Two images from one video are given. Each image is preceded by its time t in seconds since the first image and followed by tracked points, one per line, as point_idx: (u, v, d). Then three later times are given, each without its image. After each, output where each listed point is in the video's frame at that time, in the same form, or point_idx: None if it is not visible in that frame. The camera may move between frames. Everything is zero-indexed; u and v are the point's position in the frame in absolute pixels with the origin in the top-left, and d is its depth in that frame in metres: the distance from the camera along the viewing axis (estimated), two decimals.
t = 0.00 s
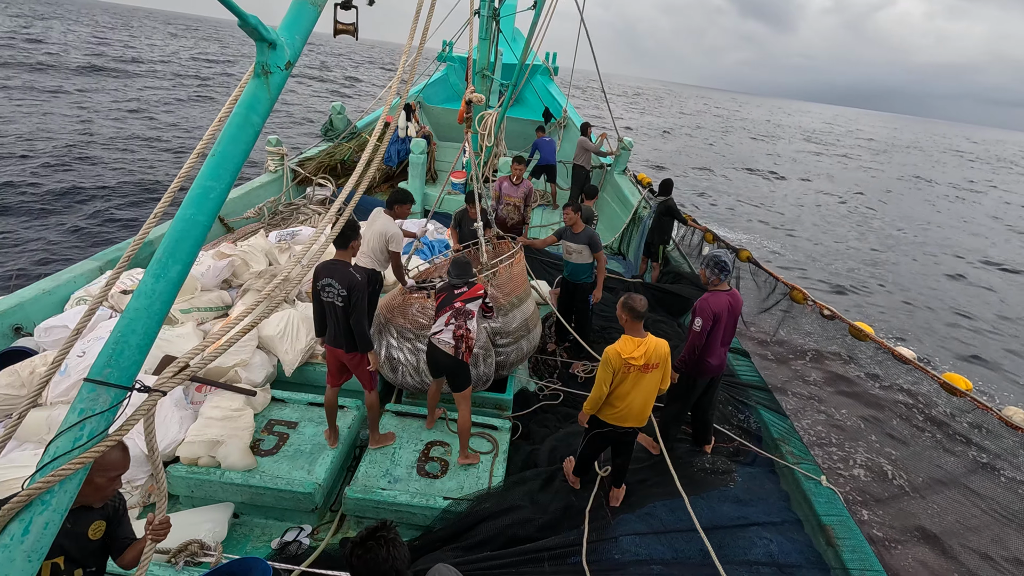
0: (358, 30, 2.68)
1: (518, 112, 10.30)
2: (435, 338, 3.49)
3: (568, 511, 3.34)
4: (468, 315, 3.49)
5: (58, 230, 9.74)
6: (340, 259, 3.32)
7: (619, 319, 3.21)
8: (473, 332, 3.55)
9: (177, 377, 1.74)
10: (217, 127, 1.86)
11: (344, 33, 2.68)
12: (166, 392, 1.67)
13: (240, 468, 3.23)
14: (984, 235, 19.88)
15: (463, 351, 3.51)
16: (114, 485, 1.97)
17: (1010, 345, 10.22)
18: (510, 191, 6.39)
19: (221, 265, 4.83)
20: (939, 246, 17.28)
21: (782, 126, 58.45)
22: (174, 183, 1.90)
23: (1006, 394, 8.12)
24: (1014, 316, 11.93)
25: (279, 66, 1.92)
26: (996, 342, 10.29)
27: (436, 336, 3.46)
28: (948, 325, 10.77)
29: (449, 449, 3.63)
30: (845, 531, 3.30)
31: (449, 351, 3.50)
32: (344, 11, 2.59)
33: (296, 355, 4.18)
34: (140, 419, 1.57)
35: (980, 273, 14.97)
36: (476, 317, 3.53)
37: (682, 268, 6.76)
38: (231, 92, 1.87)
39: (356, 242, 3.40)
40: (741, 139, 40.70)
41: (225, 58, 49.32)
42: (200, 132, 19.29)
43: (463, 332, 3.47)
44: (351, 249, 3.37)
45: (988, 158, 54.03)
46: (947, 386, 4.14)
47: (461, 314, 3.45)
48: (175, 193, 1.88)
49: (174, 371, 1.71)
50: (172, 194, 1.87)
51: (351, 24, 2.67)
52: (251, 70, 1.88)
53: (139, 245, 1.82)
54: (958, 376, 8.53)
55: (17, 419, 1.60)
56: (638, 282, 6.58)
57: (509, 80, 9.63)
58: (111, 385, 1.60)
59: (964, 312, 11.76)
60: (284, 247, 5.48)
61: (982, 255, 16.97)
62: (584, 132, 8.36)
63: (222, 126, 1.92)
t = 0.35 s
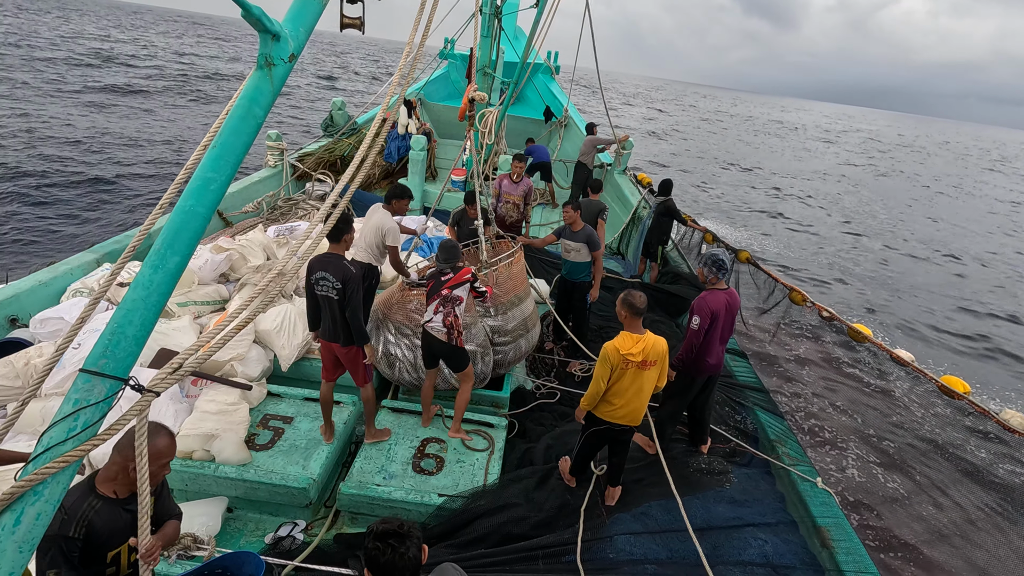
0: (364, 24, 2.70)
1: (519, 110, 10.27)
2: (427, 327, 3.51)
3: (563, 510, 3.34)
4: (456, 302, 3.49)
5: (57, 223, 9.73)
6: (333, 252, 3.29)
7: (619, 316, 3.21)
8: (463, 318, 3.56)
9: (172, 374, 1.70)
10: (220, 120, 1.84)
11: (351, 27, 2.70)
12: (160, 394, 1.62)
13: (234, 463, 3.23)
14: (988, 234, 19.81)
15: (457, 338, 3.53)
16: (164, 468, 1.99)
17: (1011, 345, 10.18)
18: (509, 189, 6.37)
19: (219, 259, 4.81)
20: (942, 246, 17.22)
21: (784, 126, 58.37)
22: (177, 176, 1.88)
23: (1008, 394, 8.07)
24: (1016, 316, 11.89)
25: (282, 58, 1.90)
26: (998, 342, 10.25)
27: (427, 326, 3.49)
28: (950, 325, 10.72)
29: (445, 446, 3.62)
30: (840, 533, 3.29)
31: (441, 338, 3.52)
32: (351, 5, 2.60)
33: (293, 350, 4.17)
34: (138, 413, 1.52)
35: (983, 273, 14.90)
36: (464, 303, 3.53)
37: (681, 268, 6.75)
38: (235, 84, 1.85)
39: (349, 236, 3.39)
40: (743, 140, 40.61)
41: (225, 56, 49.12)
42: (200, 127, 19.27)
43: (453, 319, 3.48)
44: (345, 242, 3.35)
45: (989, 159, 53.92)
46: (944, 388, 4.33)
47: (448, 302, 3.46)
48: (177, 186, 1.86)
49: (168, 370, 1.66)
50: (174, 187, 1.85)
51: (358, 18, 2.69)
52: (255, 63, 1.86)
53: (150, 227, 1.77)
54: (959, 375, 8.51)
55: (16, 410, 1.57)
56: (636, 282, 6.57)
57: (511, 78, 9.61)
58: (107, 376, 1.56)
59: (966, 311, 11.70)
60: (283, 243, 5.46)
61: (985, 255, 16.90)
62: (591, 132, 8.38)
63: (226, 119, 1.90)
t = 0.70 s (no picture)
0: (378, 19, 2.64)
1: (522, 108, 10.26)
2: (434, 314, 3.61)
3: (561, 506, 3.34)
4: (464, 292, 3.58)
5: (59, 216, 9.74)
6: (335, 245, 3.30)
7: (620, 311, 3.23)
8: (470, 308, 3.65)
9: (179, 363, 1.61)
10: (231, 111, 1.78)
11: (363, 22, 2.63)
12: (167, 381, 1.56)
13: (233, 455, 3.24)
14: (993, 234, 19.72)
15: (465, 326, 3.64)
16: (206, 450, 2.03)
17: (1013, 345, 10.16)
18: (512, 186, 6.37)
19: (220, 252, 4.81)
20: (946, 245, 17.16)
21: (790, 126, 57.96)
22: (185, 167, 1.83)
23: (1012, 395, 8.05)
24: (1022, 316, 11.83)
25: (295, 50, 1.82)
26: (1002, 343, 10.21)
27: (436, 313, 3.58)
28: (954, 325, 10.69)
29: (443, 441, 3.62)
30: (836, 533, 3.30)
31: (450, 326, 3.62)
32: None
33: (293, 343, 4.16)
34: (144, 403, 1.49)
35: (990, 273, 14.82)
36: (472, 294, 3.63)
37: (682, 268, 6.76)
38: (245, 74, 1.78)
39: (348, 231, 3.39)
40: (748, 140, 40.51)
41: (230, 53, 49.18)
42: (204, 122, 19.27)
43: (461, 308, 3.57)
44: (346, 236, 3.36)
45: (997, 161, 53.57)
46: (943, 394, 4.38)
47: (457, 291, 3.54)
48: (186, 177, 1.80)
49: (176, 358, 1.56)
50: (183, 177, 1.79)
51: (370, 13, 2.63)
52: (266, 54, 1.79)
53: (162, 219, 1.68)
54: (963, 376, 8.47)
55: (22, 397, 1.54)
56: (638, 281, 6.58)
57: (514, 74, 9.60)
58: (113, 365, 1.52)
59: (971, 312, 11.65)
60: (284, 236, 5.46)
61: (991, 255, 16.81)
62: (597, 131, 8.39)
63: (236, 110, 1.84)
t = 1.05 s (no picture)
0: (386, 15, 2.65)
1: (524, 104, 10.24)
2: (430, 305, 3.64)
3: (558, 502, 3.36)
4: (456, 281, 3.64)
5: (62, 210, 9.76)
6: (354, 242, 3.31)
7: (618, 306, 3.22)
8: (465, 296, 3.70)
9: (184, 356, 1.64)
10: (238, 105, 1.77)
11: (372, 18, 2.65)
12: (172, 372, 1.59)
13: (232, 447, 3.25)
14: (997, 233, 19.61)
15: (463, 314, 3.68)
16: (285, 438, 2.11)
17: (1016, 345, 10.12)
18: (513, 182, 6.37)
19: (221, 244, 4.82)
20: (949, 245, 17.08)
21: (794, 124, 57.74)
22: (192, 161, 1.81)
23: (1013, 395, 8.03)
24: None
25: (302, 46, 1.81)
26: (1005, 342, 10.18)
27: (431, 303, 3.61)
28: (956, 325, 10.64)
29: (441, 436, 3.64)
30: (831, 532, 3.31)
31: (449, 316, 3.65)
32: None
33: (292, 337, 4.17)
34: (148, 394, 1.49)
35: (993, 272, 14.77)
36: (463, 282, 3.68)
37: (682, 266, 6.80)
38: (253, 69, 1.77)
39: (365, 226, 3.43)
40: (751, 139, 40.40)
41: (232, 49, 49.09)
42: (206, 118, 19.28)
43: (456, 296, 3.63)
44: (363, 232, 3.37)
45: (1003, 160, 53.27)
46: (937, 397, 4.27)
47: (448, 280, 3.62)
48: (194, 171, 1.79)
49: (181, 351, 1.61)
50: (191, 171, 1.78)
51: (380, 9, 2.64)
52: (274, 49, 1.78)
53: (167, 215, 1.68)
54: (964, 375, 8.46)
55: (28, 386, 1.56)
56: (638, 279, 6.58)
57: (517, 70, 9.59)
58: (117, 358, 1.53)
59: (974, 311, 11.61)
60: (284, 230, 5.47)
61: (995, 254, 16.74)
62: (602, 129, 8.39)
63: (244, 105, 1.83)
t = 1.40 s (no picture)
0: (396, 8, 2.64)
1: (527, 97, 10.19)
2: (441, 296, 3.65)
3: (558, 495, 3.37)
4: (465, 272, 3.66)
5: (66, 203, 9.79)
6: (366, 235, 3.33)
7: (618, 300, 3.22)
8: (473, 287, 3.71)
9: (193, 347, 1.60)
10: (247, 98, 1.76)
11: (382, 11, 2.64)
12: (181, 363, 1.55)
13: (235, 438, 3.27)
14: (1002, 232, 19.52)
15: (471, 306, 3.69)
16: (340, 424, 2.14)
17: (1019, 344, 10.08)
18: (516, 177, 6.35)
19: (223, 237, 4.83)
20: (952, 243, 17.01)
21: (798, 121, 57.48)
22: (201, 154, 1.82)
23: (1015, 394, 8.01)
24: None
25: (311, 38, 1.80)
26: (1007, 341, 10.14)
27: (442, 294, 3.62)
28: (958, 323, 10.61)
29: (443, 429, 3.65)
30: (830, 528, 3.32)
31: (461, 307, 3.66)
32: None
33: (295, 329, 4.18)
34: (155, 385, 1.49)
35: (997, 270, 14.72)
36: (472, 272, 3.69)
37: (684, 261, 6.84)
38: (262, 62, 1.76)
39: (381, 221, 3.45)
40: (754, 136, 40.27)
41: (235, 44, 48.93)
42: (208, 113, 19.26)
43: (465, 287, 3.64)
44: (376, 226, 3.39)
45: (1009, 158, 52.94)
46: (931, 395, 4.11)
47: (457, 271, 3.61)
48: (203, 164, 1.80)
49: (191, 340, 1.56)
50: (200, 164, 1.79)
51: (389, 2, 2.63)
52: (283, 41, 1.76)
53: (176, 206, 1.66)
54: (967, 372, 8.45)
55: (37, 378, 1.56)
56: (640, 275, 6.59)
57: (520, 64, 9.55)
58: (125, 349, 1.53)
59: (978, 309, 11.57)
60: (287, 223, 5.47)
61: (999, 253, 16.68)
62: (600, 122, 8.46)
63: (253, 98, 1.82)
